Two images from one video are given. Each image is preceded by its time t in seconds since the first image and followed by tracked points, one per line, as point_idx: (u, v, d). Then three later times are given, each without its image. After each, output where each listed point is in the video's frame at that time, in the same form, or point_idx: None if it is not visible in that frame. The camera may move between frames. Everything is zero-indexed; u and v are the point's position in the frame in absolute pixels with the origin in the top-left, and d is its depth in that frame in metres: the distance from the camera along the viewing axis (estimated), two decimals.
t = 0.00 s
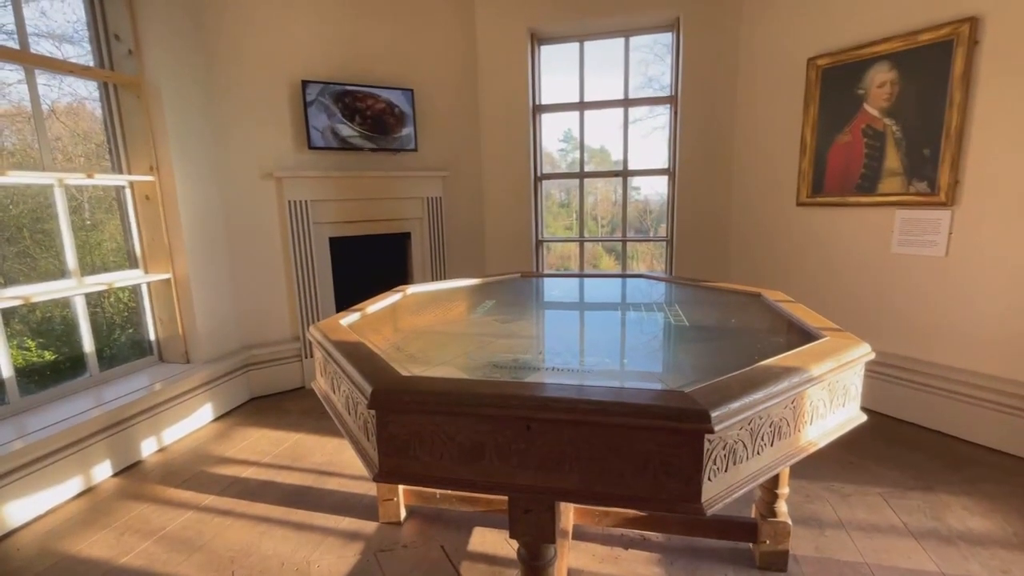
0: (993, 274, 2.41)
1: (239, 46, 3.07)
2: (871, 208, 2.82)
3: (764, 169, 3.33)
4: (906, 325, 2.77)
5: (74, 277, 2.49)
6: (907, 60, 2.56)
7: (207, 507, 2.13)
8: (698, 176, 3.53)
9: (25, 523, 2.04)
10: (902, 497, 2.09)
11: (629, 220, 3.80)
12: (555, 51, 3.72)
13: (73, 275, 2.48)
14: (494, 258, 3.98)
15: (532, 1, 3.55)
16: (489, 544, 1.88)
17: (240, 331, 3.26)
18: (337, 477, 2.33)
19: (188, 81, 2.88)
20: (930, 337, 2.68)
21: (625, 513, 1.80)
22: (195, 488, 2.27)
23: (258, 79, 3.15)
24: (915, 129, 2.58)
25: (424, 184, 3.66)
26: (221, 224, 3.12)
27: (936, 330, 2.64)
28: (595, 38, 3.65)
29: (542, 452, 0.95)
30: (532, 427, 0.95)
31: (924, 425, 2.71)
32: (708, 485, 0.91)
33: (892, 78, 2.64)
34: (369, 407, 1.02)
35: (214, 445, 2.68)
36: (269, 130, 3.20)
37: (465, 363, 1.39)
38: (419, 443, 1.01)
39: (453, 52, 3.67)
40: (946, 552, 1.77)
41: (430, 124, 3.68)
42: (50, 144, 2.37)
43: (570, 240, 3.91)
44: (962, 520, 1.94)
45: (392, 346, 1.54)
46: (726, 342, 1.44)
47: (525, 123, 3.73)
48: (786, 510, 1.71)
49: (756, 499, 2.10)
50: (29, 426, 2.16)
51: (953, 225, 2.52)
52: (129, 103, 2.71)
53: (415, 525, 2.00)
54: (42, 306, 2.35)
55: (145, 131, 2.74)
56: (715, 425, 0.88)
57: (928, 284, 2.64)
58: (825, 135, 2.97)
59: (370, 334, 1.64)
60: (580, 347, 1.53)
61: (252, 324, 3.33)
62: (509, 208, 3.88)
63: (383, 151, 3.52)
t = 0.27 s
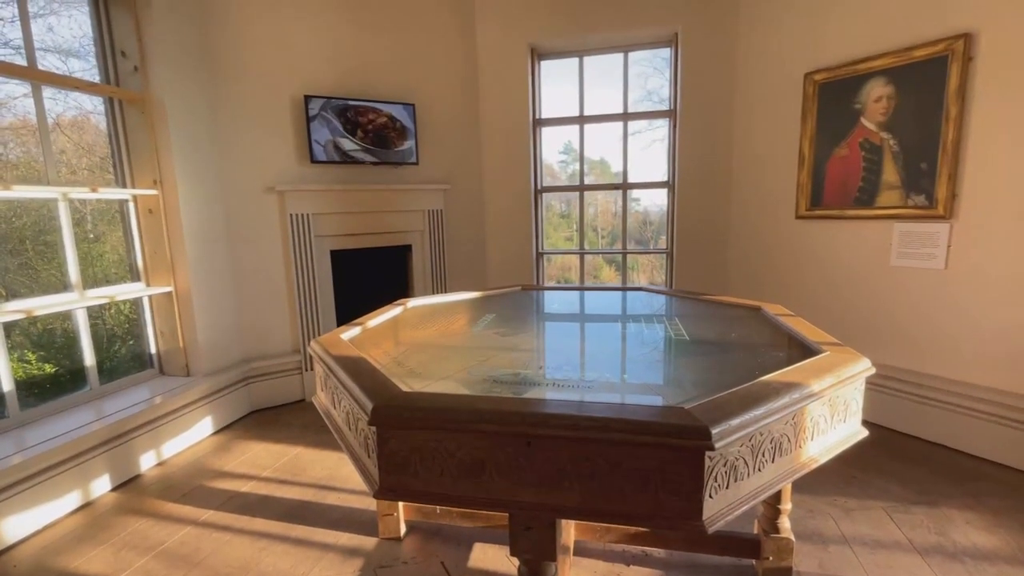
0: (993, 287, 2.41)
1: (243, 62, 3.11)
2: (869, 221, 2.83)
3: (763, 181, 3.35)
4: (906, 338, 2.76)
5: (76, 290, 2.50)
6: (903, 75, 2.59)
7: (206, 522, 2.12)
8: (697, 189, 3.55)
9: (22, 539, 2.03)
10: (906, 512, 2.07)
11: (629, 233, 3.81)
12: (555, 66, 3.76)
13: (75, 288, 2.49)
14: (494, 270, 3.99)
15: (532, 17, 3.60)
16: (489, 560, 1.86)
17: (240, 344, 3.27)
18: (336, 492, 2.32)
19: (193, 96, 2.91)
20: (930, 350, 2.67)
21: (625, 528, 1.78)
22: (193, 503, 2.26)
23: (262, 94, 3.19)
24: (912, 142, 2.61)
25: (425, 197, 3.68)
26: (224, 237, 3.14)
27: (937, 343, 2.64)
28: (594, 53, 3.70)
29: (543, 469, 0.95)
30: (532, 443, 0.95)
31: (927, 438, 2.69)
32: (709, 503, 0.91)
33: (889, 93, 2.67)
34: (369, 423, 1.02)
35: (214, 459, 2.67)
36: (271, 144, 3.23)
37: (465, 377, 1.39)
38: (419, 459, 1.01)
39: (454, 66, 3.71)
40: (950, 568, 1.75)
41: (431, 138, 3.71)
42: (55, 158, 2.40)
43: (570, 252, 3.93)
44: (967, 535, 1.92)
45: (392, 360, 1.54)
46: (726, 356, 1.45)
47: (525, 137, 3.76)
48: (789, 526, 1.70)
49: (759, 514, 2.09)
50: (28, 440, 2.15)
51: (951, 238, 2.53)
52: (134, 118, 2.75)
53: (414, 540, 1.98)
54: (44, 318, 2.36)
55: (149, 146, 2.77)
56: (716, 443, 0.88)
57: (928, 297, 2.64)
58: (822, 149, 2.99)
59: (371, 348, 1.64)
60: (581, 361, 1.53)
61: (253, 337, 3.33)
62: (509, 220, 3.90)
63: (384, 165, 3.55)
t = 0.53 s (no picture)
0: (991, 300, 2.42)
1: (245, 77, 3.14)
2: (867, 234, 2.84)
3: (760, 195, 3.37)
4: (905, 351, 2.76)
5: (75, 304, 2.50)
6: (897, 91, 2.63)
7: (202, 539, 2.09)
8: (695, 202, 3.57)
9: (16, 556, 2.01)
10: (908, 528, 2.06)
11: (628, 242, 3.83)
12: (554, 81, 3.81)
13: (75, 302, 2.49)
14: (493, 282, 4.00)
15: (531, 34, 3.65)
16: None
17: (239, 357, 3.26)
18: (334, 507, 2.29)
19: (195, 111, 2.94)
20: (930, 363, 2.67)
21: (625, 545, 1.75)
22: (190, 519, 2.24)
23: (264, 108, 3.21)
24: (907, 157, 2.63)
25: (425, 210, 3.70)
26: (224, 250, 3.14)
27: (936, 356, 2.64)
28: (593, 69, 3.74)
29: (543, 487, 0.95)
30: (531, 462, 0.94)
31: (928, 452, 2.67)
32: (710, 522, 0.90)
33: (883, 108, 2.70)
34: (368, 441, 1.02)
35: (211, 474, 2.64)
36: (272, 158, 3.25)
37: (465, 393, 1.38)
38: (418, 477, 1.00)
39: (454, 81, 3.75)
40: None
41: (431, 152, 3.74)
42: (57, 171, 2.41)
43: (569, 265, 3.94)
44: (970, 551, 1.90)
45: (392, 375, 1.54)
46: (726, 371, 1.45)
47: (524, 150, 3.79)
48: (791, 543, 1.69)
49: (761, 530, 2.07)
50: (24, 456, 2.14)
51: (948, 251, 2.54)
52: (136, 133, 2.77)
53: (413, 558, 1.96)
54: (42, 331, 2.35)
55: (150, 160, 2.78)
56: (716, 461, 0.87)
57: (926, 310, 2.65)
58: (819, 163, 3.02)
59: (370, 363, 1.64)
60: (580, 376, 1.53)
61: (252, 350, 3.32)
62: (509, 233, 3.91)
63: (384, 179, 3.57)
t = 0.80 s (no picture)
0: (989, 314, 2.43)
1: (247, 92, 3.17)
2: (864, 248, 2.86)
3: (758, 208, 3.40)
4: (904, 365, 2.76)
5: (74, 318, 2.49)
6: (892, 107, 2.66)
7: (198, 556, 2.07)
8: (693, 215, 3.59)
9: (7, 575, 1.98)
10: (911, 544, 2.04)
11: (627, 253, 3.84)
12: (552, 95, 3.84)
13: (73, 316, 2.49)
14: (492, 295, 4.01)
15: (530, 49, 3.70)
16: None
17: (237, 370, 3.24)
18: (332, 524, 2.27)
19: (196, 125, 2.96)
20: (929, 377, 2.67)
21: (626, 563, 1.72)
22: (185, 536, 2.21)
23: (265, 122, 3.24)
24: (903, 171, 2.65)
25: (425, 223, 3.71)
26: (223, 263, 3.15)
27: (935, 370, 2.64)
28: (591, 84, 3.78)
29: (543, 507, 0.94)
30: (532, 481, 0.94)
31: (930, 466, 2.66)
32: (712, 542, 0.90)
33: (878, 123, 2.73)
34: (367, 460, 1.01)
35: (207, 489, 2.62)
36: (273, 171, 3.27)
37: (464, 409, 1.37)
38: (417, 496, 0.99)
39: (454, 95, 3.79)
40: None
41: (431, 165, 3.76)
42: (57, 184, 2.42)
43: (568, 277, 3.95)
44: (974, 568, 1.89)
45: (391, 391, 1.54)
46: (726, 387, 1.44)
47: (522, 164, 3.81)
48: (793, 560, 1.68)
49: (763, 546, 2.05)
50: (19, 471, 2.12)
51: (946, 265, 2.55)
52: (138, 148, 2.78)
53: None
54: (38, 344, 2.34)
55: (151, 174, 2.80)
56: (717, 481, 0.87)
57: (925, 324, 2.65)
58: (816, 177, 3.04)
59: (369, 378, 1.64)
60: (580, 391, 1.53)
61: (250, 363, 3.31)
62: (508, 246, 3.92)
63: (384, 192, 3.59)
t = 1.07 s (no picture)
0: (985, 329, 2.44)
1: (247, 107, 3.20)
2: (860, 262, 2.88)
3: (754, 223, 3.42)
4: (902, 379, 2.77)
5: (70, 332, 2.48)
6: (885, 124, 2.70)
7: None
8: (690, 229, 3.62)
9: None
10: (913, 562, 2.03)
11: (624, 265, 3.86)
12: (550, 111, 3.89)
13: (70, 330, 2.48)
14: (491, 308, 4.01)
15: (528, 66, 3.74)
16: None
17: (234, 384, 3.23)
18: (328, 542, 2.24)
19: (197, 140, 2.98)
20: (927, 392, 2.68)
21: None
22: (180, 554, 2.18)
23: (265, 137, 3.26)
24: (897, 187, 2.68)
25: (423, 237, 3.73)
26: (221, 276, 3.15)
27: (933, 384, 2.65)
28: (588, 99, 3.82)
29: (544, 528, 0.94)
30: (532, 502, 0.93)
31: (931, 481, 2.65)
32: (713, 564, 0.89)
33: (872, 140, 2.77)
34: (367, 480, 1.00)
35: (202, 506, 2.59)
36: (272, 186, 3.29)
37: (463, 426, 1.37)
38: (417, 517, 0.99)
39: (453, 110, 3.83)
40: None
41: (430, 179, 3.79)
42: (57, 198, 2.42)
43: (566, 291, 3.96)
44: None
45: (389, 407, 1.53)
46: (725, 404, 1.44)
47: (521, 178, 3.84)
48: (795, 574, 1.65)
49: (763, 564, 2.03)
50: (12, 489, 2.09)
51: (941, 280, 2.57)
52: (138, 162, 2.80)
53: None
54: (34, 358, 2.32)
55: (151, 188, 2.81)
56: (718, 502, 0.87)
57: (922, 338, 2.67)
58: (811, 192, 3.07)
59: (367, 394, 1.63)
60: (579, 407, 1.52)
61: (247, 377, 3.29)
62: (506, 259, 3.94)
63: (383, 207, 3.61)
